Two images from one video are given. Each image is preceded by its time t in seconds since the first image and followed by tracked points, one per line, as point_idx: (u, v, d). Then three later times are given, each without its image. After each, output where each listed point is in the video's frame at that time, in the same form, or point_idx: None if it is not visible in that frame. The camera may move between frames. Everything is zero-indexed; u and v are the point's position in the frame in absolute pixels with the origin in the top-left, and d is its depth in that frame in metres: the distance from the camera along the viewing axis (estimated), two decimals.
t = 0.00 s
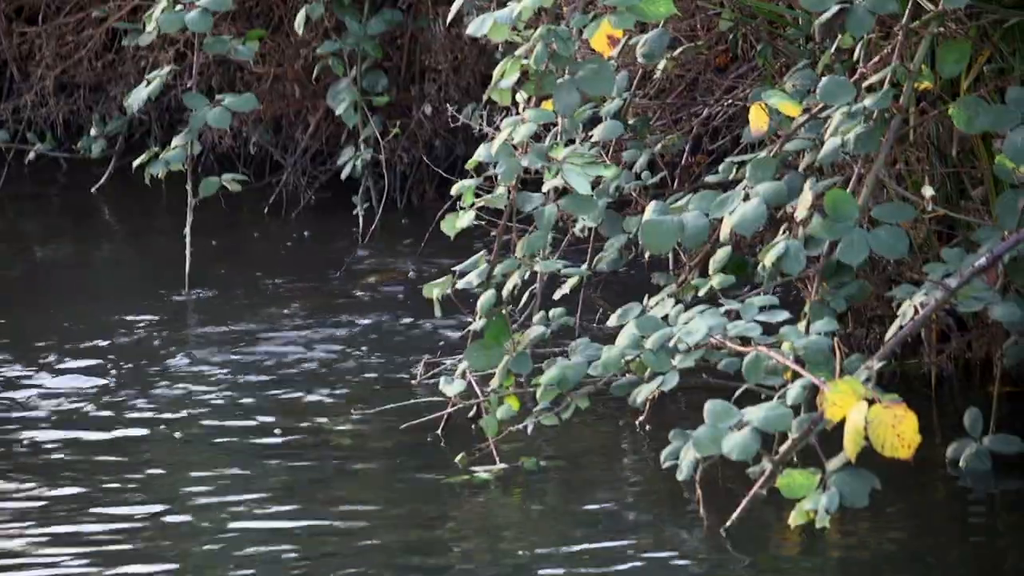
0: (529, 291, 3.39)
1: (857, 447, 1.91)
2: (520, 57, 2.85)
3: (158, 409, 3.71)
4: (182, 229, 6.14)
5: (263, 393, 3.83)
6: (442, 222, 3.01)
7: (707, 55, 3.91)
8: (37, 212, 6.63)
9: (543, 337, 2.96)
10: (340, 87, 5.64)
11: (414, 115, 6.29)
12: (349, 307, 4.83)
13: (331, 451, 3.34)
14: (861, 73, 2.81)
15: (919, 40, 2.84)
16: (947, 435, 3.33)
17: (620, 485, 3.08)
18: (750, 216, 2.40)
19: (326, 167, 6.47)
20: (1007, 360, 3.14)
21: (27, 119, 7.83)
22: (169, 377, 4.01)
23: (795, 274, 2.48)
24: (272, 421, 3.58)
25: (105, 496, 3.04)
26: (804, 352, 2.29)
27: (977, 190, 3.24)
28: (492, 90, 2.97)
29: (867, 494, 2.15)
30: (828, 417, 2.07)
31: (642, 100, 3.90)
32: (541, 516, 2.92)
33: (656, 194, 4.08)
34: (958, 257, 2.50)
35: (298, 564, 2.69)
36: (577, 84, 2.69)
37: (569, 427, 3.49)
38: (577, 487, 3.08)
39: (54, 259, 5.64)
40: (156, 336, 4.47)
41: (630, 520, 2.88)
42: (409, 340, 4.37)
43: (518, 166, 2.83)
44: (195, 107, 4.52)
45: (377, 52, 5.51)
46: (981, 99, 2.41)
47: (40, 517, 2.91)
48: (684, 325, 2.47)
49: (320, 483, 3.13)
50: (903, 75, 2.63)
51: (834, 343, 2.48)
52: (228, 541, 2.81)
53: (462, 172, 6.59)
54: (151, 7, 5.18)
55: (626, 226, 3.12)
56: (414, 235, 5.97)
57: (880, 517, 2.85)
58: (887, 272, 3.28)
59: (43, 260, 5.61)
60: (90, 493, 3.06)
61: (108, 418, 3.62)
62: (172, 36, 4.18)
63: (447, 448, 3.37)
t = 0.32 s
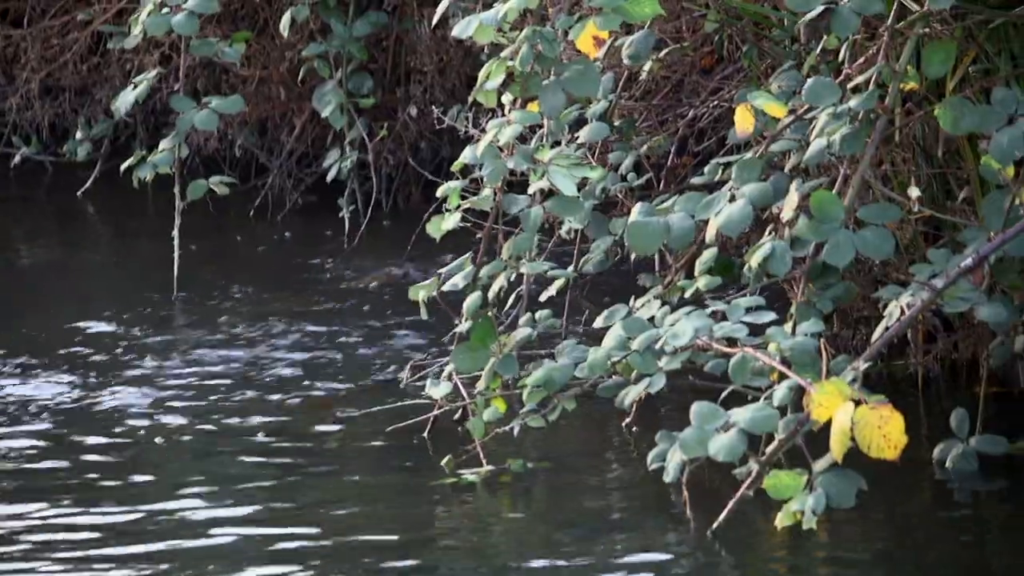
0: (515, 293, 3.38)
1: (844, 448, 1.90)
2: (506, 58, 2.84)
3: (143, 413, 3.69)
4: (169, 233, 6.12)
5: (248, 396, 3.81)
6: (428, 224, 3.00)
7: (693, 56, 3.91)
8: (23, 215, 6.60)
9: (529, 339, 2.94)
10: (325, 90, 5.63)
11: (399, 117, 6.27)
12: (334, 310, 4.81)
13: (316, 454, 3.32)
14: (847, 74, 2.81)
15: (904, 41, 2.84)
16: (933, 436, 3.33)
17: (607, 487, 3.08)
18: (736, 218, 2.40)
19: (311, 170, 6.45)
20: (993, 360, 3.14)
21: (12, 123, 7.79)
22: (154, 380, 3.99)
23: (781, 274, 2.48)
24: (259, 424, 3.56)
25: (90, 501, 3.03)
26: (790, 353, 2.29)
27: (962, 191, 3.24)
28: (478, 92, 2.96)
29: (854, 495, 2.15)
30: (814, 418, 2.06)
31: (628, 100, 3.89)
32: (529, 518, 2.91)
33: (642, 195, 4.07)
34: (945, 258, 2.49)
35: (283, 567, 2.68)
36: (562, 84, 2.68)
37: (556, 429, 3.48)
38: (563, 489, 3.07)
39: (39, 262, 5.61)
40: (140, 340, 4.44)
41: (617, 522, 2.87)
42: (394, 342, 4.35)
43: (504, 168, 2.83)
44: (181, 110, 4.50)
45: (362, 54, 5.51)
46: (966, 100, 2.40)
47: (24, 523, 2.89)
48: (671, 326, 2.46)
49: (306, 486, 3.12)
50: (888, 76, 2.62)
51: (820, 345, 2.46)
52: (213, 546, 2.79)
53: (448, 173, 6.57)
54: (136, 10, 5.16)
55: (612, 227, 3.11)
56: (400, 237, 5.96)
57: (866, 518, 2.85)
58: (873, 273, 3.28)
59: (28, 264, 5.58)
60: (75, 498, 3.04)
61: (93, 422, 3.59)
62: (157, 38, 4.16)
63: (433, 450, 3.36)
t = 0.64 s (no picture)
0: (499, 296, 3.37)
1: (829, 451, 1.90)
2: (490, 62, 2.83)
3: (127, 416, 3.67)
4: (153, 236, 6.10)
5: (234, 399, 3.80)
6: (412, 227, 2.99)
7: (676, 59, 3.90)
8: (5, 219, 6.57)
9: (515, 342, 2.92)
10: (309, 93, 5.62)
11: (383, 120, 6.25)
12: (318, 313, 4.80)
13: (302, 457, 3.31)
14: (830, 76, 2.81)
15: (888, 43, 2.84)
16: (917, 437, 3.34)
17: (593, 489, 3.07)
18: (720, 220, 2.39)
19: (296, 173, 6.44)
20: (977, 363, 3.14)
21: None
22: (138, 384, 3.97)
23: (766, 278, 2.48)
24: (243, 427, 3.55)
25: (74, 504, 3.01)
26: (775, 356, 2.29)
27: (946, 193, 3.24)
28: (461, 95, 2.95)
29: (839, 497, 2.14)
30: (799, 421, 2.06)
31: (612, 104, 3.89)
32: (515, 521, 2.90)
33: (627, 199, 4.07)
34: (930, 260, 2.47)
35: (269, 568, 2.67)
36: (546, 88, 2.69)
37: (541, 432, 3.48)
38: (548, 492, 3.06)
39: (22, 266, 5.58)
40: (124, 343, 4.42)
41: (603, 525, 2.86)
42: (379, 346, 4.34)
43: (488, 171, 2.82)
44: (165, 113, 4.47)
45: (346, 57, 5.50)
46: (951, 101, 2.40)
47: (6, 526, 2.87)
48: (655, 329, 2.46)
49: (291, 488, 3.10)
50: (872, 78, 2.61)
51: (804, 347, 2.46)
52: (198, 547, 2.78)
53: (433, 176, 6.55)
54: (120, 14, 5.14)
55: (596, 231, 3.10)
56: (384, 240, 5.95)
57: (850, 519, 2.85)
58: (857, 275, 3.28)
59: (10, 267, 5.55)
60: (58, 501, 3.02)
61: (76, 426, 3.58)
62: (141, 41, 4.15)
63: (419, 452, 3.35)
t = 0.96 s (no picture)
0: (482, 299, 3.36)
1: (812, 453, 1.90)
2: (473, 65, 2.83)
3: (109, 420, 3.65)
4: (136, 240, 6.07)
5: (216, 402, 3.79)
6: (395, 230, 2.98)
7: (659, 62, 3.90)
8: None
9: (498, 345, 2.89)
10: (291, 97, 5.62)
11: (366, 123, 6.24)
12: (301, 316, 4.78)
13: (285, 461, 3.30)
14: (813, 79, 2.81)
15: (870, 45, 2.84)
16: (900, 440, 3.34)
17: (576, 492, 3.07)
18: (703, 223, 2.40)
19: (278, 176, 6.42)
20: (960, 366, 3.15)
21: None
22: (120, 388, 3.95)
23: (749, 281, 2.48)
24: (226, 431, 3.54)
25: (55, 509, 2.99)
26: (758, 358, 2.28)
27: (929, 196, 3.25)
28: (444, 99, 2.95)
29: (822, 499, 2.14)
30: (782, 423, 2.05)
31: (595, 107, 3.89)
32: (498, 523, 2.90)
33: (610, 202, 4.08)
34: (913, 263, 2.47)
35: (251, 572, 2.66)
36: (529, 92, 2.68)
37: (525, 435, 3.47)
38: (532, 494, 3.06)
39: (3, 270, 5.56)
40: (106, 347, 4.40)
41: (587, 527, 2.86)
42: (362, 349, 4.33)
43: (472, 174, 2.81)
44: (147, 117, 4.46)
45: (329, 60, 5.50)
46: (933, 105, 2.41)
47: None
48: (638, 332, 2.45)
49: (274, 491, 3.09)
50: (854, 81, 2.61)
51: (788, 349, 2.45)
52: (179, 550, 2.77)
53: (416, 180, 6.54)
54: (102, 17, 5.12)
55: (579, 234, 3.09)
56: (368, 243, 5.94)
57: (833, 522, 2.85)
58: (840, 278, 3.29)
59: None
60: (39, 506, 3.00)
61: (58, 430, 3.56)
62: (123, 44, 4.13)
63: (402, 455, 3.34)
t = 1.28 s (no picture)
0: (465, 302, 3.35)
1: (795, 456, 1.89)
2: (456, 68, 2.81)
3: (92, 424, 3.63)
4: (119, 243, 6.05)
5: (201, 406, 3.77)
6: (378, 233, 2.97)
7: (642, 65, 3.91)
8: None
9: (482, 348, 2.87)
10: (274, 100, 5.60)
11: (349, 127, 6.22)
12: (285, 319, 4.77)
13: (268, 464, 3.29)
14: (795, 82, 2.82)
15: (854, 48, 2.85)
16: (883, 442, 3.35)
17: (560, 494, 3.07)
18: (686, 226, 2.39)
19: (262, 179, 6.40)
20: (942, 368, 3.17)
21: None
22: (103, 391, 3.94)
23: (732, 284, 2.47)
24: (209, 435, 3.52)
25: (39, 514, 2.97)
26: (741, 362, 2.28)
27: (912, 199, 3.25)
28: (427, 102, 2.94)
29: (806, 503, 2.12)
30: (765, 426, 2.05)
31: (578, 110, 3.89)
32: (482, 527, 2.89)
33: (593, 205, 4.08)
34: (896, 265, 2.46)
35: None
36: (513, 95, 2.67)
37: (508, 438, 3.47)
38: (516, 497, 3.05)
39: None
40: (88, 351, 4.38)
41: (571, 531, 2.86)
42: (345, 352, 4.32)
43: (456, 178, 2.80)
44: (129, 120, 4.44)
45: (312, 64, 5.49)
46: (915, 107, 2.42)
47: None
48: (622, 335, 2.45)
49: (257, 495, 3.08)
50: (837, 84, 2.61)
51: (771, 352, 2.45)
52: (164, 553, 2.76)
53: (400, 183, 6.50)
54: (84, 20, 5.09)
55: (563, 237, 3.09)
56: (351, 246, 5.93)
57: (816, 524, 2.86)
58: (823, 280, 3.29)
59: None
60: (22, 511, 2.99)
61: (40, 434, 3.54)
62: (104, 47, 4.11)
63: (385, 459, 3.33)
